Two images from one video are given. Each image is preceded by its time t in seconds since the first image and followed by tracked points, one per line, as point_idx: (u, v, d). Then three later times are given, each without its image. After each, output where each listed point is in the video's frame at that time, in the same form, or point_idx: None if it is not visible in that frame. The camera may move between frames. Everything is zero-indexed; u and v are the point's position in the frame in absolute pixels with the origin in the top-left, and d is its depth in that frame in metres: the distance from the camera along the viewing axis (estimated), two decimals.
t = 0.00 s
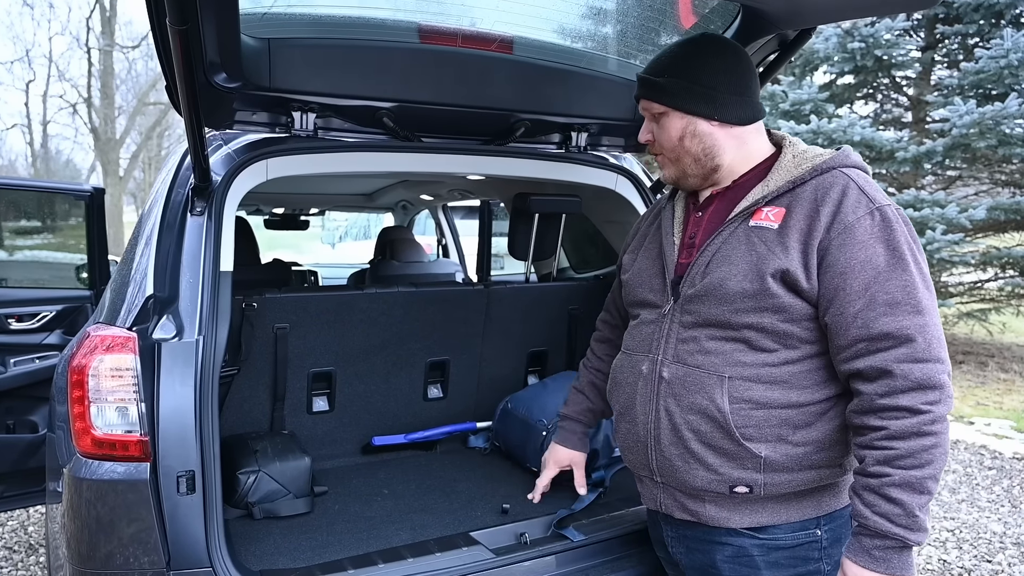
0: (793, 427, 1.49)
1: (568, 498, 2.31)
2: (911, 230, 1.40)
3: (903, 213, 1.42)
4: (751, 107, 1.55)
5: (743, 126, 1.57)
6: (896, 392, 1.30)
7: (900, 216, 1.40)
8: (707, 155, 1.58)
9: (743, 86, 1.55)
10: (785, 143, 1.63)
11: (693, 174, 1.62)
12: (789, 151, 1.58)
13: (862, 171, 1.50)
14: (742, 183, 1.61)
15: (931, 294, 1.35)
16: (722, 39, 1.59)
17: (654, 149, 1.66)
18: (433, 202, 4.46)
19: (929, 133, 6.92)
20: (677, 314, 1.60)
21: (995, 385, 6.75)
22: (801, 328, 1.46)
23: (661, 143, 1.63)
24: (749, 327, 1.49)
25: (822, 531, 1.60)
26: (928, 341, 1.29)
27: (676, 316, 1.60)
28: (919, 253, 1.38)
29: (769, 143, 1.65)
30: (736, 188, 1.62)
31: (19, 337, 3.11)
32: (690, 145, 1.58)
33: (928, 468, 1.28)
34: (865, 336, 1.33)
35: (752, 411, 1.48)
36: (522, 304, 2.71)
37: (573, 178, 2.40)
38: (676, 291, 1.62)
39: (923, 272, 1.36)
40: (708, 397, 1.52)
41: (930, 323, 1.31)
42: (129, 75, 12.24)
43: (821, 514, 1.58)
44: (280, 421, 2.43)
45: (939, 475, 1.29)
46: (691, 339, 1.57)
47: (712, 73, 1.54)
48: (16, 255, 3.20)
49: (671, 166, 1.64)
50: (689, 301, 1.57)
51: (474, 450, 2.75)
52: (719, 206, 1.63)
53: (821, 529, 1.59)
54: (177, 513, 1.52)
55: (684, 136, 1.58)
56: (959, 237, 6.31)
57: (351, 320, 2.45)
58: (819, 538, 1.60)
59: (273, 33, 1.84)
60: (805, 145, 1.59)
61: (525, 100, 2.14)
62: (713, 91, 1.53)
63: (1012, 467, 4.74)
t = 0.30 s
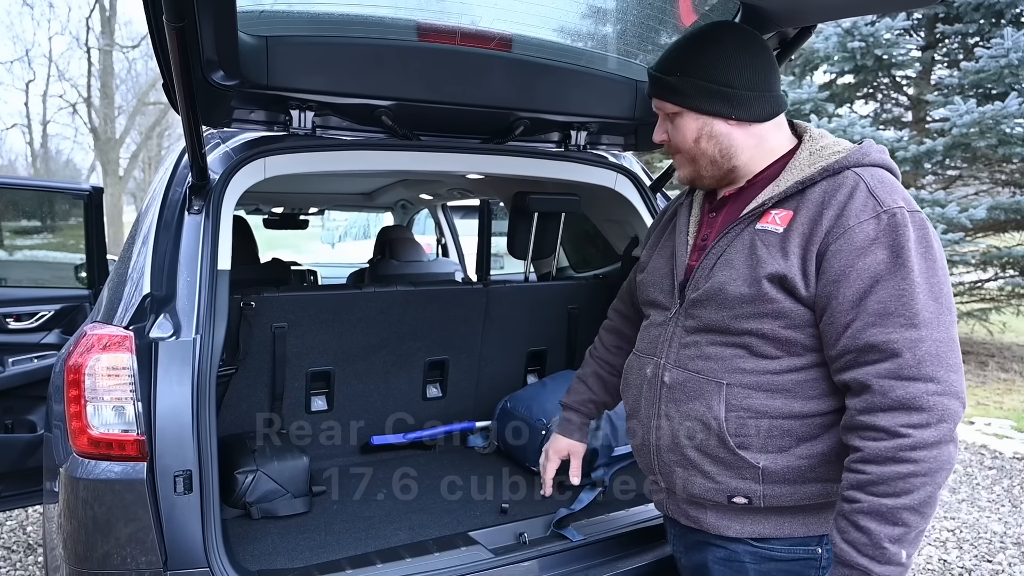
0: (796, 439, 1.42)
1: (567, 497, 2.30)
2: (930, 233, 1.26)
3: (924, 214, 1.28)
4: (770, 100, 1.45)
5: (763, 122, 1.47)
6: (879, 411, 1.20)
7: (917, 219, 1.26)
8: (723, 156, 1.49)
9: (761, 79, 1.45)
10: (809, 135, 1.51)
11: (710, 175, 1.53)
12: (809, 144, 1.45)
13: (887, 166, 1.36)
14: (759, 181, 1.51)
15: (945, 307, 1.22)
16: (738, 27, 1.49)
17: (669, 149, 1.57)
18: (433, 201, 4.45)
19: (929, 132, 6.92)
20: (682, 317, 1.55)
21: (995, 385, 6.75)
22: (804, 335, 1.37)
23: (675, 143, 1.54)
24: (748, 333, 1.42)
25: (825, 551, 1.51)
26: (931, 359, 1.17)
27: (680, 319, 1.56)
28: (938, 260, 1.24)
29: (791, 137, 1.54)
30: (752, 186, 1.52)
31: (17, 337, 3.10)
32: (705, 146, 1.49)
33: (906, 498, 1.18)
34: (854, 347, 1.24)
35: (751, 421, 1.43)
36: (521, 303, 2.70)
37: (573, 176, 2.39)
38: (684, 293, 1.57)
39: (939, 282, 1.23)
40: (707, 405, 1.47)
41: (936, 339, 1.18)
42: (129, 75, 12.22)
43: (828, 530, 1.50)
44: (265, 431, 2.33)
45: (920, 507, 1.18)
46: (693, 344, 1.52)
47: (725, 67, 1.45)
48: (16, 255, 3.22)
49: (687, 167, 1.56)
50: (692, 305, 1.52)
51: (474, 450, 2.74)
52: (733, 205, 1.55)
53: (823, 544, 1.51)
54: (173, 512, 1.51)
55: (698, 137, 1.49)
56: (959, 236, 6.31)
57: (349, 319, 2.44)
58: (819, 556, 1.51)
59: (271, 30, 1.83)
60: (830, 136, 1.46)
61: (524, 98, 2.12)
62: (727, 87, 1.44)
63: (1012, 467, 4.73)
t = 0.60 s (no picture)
0: (787, 461, 1.33)
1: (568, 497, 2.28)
2: (908, 250, 1.10)
3: (905, 224, 1.12)
4: (764, 93, 1.31)
5: (758, 117, 1.32)
6: (832, 447, 1.14)
7: (891, 234, 1.11)
8: (714, 158, 1.36)
9: (752, 70, 1.30)
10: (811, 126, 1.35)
11: (705, 178, 1.41)
12: (800, 143, 1.31)
13: (875, 166, 1.20)
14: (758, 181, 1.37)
15: (920, 337, 1.09)
16: (729, 15, 1.36)
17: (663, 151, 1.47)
18: (433, 200, 4.44)
19: (929, 131, 6.92)
20: (671, 334, 1.50)
21: (995, 384, 6.74)
22: (776, 360, 1.27)
23: (666, 145, 1.43)
24: (721, 357, 1.34)
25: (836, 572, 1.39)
26: (887, 398, 1.08)
27: (670, 336, 1.51)
28: (916, 281, 1.09)
29: (795, 128, 1.37)
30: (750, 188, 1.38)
31: (17, 335, 3.09)
32: (694, 148, 1.37)
33: (848, 543, 1.13)
34: (814, 379, 1.16)
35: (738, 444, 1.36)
36: (522, 302, 2.69)
37: (574, 174, 2.38)
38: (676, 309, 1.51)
39: (910, 309, 1.09)
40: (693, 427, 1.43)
41: (898, 376, 1.08)
42: (129, 75, 12.21)
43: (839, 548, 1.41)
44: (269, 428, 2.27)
45: (866, 553, 1.13)
46: (678, 363, 1.46)
47: (710, 60, 1.32)
48: (16, 255, 3.28)
49: (684, 170, 1.44)
50: (676, 323, 1.46)
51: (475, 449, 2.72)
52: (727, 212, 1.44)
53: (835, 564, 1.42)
54: (173, 511, 1.50)
55: (686, 139, 1.37)
56: (960, 235, 6.31)
57: (350, 317, 2.43)
58: None
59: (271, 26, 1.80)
60: (827, 132, 1.30)
61: (525, 95, 2.12)
62: (711, 82, 1.31)
63: (1014, 467, 4.72)
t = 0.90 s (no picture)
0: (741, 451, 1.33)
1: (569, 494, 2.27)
2: (825, 235, 1.10)
3: (828, 211, 1.12)
4: (755, 86, 1.29)
5: (748, 110, 1.30)
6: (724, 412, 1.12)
7: (806, 219, 1.11)
8: (704, 148, 1.34)
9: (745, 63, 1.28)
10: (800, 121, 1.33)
11: (697, 168, 1.40)
12: (767, 139, 1.29)
13: (816, 159, 1.20)
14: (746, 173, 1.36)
15: (820, 317, 1.06)
16: (727, 8, 1.34)
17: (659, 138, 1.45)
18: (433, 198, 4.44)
19: (930, 130, 6.92)
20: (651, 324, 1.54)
21: (996, 384, 6.74)
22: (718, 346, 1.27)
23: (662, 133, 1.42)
24: (675, 341, 1.36)
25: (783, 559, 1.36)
26: (777, 370, 1.05)
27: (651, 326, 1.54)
28: (828, 265, 1.08)
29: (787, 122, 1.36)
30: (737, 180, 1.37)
31: (17, 333, 3.08)
32: (686, 137, 1.36)
33: (724, 507, 1.08)
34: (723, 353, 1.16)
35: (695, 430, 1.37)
36: (523, 298, 2.68)
37: (574, 170, 2.38)
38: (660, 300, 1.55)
39: (814, 292, 1.07)
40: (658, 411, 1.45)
41: (788, 351, 1.05)
42: (129, 75, 12.21)
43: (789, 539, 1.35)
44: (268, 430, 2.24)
45: (740, 520, 1.06)
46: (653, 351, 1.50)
47: (705, 51, 1.30)
48: (16, 254, 3.23)
49: (677, 159, 1.43)
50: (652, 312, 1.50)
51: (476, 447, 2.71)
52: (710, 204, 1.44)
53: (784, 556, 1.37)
54: (172, 508, 1.49)
55: (678, 128, 1.36)
56: (961, 234, 6.31)
57: (349, 314, 2.42)
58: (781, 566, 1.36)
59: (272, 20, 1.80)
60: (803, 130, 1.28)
61: (527, 91, 2.10)
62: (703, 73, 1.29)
63: (1015, 466, 4.71)
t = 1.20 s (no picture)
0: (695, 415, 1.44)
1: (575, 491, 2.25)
2: (735, 205, 1.24)
3: (750, 187, 1.27)
4: (736, 83, 1.43)
5: (727, 104, 1.44)
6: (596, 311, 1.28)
7: (715, 186, 1.27)
8: (682, 136, 1.48)
9: (728, 61, 1.42)
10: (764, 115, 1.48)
11: (673, 155, 1.53)
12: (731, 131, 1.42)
13: (756, 147, 1.35)
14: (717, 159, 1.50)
15: (700, 268, 1.20)
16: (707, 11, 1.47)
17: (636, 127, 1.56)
18: (434, 196, 4.42)
19: (931, 129, 6.91)
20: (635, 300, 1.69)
21: (999, 383, 6.73)
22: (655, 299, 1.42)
23: (642, 121, 1.53)
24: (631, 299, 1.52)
25: (734, 523, 1.46)
26: (632, 292, 1.21)
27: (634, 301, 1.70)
28: (727, 229, 1.22)
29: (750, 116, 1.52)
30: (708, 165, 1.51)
31: (16, 331, 3.07)
32: (668, 125, 1.48)
33: (541, 379, 1.24)
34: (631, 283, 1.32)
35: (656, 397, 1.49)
36: (523, 296, 2.67)
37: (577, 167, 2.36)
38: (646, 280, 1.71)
39: (697, 245, 1.22)
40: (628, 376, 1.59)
41: (648, 281, 1.21)
42: (129, 75, 12.20)
43: (741, 506, 1.46)
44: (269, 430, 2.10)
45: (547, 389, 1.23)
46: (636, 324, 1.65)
47: (695, 47, 1.41)
48: (17, 254, 3.21)
49: (651, 146, 1.55)
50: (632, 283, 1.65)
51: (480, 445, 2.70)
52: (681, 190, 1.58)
53: (733, 522, 1.46)
54: (172, 505, 1.47)
55: (662, 116, 1.47)
56: (964, 233, 6.30)
57: (350, 311, 2.41)
58: (733, 530, 1.47)
59: (273, 14, 1.79)
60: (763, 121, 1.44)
61: (529, 87, 2.09)
62: (695, 68, 1.41)
63: (1019, 465, 4.69)
